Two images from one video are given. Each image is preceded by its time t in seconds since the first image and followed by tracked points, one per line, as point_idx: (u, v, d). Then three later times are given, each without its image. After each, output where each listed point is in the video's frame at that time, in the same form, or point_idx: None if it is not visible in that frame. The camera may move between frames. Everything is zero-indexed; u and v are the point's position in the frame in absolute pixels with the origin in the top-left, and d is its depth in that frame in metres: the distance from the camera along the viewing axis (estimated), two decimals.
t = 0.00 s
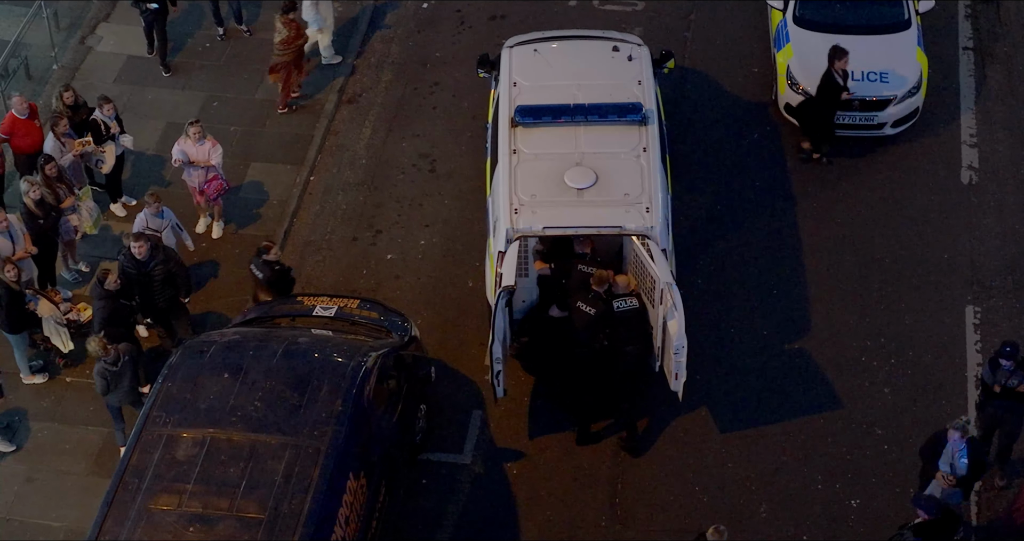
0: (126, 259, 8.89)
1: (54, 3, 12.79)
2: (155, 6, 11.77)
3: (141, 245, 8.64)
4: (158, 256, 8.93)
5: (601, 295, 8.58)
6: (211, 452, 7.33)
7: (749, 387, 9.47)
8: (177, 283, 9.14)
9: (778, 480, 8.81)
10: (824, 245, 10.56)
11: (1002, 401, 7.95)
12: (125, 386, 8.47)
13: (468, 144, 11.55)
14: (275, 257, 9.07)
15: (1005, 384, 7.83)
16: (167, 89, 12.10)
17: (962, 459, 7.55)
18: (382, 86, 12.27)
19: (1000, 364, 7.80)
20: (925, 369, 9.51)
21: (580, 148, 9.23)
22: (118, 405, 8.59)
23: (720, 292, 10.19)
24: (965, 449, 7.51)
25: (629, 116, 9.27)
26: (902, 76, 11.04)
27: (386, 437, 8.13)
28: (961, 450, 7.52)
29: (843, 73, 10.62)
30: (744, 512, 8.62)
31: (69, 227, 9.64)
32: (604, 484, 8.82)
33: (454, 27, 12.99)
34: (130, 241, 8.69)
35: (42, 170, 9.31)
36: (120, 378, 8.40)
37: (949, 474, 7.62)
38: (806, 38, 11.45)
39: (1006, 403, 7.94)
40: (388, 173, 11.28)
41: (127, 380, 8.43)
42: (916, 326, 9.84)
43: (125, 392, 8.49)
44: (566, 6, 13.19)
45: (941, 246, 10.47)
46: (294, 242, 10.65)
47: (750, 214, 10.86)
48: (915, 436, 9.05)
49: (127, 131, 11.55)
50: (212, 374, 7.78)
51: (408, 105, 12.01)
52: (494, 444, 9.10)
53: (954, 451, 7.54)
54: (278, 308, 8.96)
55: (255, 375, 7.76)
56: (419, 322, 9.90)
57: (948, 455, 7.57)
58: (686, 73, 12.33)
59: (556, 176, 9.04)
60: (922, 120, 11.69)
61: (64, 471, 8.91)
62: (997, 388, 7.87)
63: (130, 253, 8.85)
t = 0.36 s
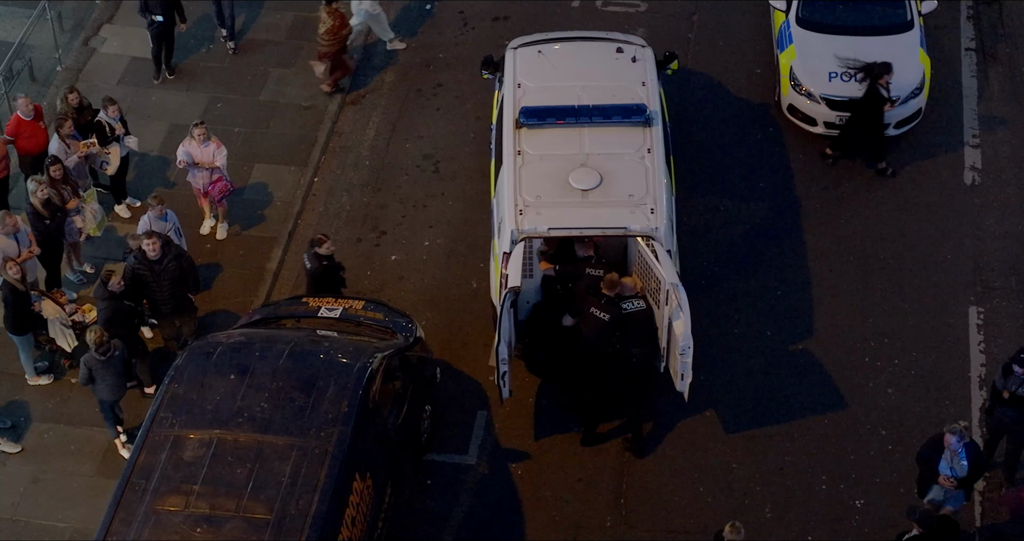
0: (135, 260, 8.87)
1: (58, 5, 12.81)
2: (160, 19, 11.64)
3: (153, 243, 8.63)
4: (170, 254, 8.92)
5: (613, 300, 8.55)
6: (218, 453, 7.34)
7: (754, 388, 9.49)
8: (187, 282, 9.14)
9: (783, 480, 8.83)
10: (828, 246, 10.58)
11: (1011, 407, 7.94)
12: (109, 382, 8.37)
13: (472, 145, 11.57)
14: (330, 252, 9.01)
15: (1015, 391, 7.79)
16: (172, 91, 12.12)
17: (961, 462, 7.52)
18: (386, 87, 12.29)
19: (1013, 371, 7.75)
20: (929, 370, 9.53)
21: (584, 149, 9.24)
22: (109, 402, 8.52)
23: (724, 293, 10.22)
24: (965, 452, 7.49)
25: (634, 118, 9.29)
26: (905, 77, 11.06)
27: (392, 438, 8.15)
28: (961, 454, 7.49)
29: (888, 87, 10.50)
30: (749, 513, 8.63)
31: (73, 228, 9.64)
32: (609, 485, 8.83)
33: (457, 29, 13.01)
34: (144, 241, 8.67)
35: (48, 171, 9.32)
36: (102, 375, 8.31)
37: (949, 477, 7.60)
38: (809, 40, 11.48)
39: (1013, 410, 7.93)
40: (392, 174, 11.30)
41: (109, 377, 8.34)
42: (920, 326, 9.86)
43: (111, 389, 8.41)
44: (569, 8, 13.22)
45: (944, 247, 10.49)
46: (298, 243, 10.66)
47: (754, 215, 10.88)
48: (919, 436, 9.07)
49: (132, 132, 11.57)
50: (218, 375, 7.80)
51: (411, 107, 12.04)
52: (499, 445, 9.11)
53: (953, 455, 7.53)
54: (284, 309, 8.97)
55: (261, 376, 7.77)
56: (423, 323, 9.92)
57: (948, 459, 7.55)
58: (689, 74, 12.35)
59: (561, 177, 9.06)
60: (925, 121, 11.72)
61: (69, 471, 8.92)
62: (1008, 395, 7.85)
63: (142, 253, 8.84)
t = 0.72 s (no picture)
0: (147, 263, 8.84)
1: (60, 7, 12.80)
2: (162, 40, 11.26)
3: (169, 245, 8.62)
4: (185, 253, 8.92)
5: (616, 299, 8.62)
6: (222, 456, 7.34)
7: (756, 390, 9.50)
8: (200, 284, 9.15)
9: (786, 481, 8.84)
10: (829, 247, 10.59)
11: (1016, 413, 7.93)
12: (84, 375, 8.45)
13: (474, 147, 11.57)
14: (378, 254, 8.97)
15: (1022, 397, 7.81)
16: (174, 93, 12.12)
17: (967, 466, 7.57)
18: (387, 89, 12.29)
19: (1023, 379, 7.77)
20: (931, 371, 9.54)
21: (586, 151, 9.25)
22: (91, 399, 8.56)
23: (726, 294, 10.23)
24: (971, 455, 7.53)
25: (636, 120, 9.29)
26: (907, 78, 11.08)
27: (395, 440, 8.16)
28: (966, 458, 7.54)
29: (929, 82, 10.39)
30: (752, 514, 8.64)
31: (77, 231, 9.57)
32: (612, 487, 8.84)
33: (459, 30, 13.01)
34: (161, 242, 8.65)
35: (53, 174, 9.35)
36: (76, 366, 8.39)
37: (955, 481, 7.63)
38: (810, 41, 11.49)
39: (1018, 415, 7.93)
40: (393, 176, 11.30)
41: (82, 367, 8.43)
42: (922, 328, 9.87)
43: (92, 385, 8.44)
44: (570, 9, 13.22)
45: (946, 248, 10.50)
46: (300, 245, 10.67)
47: (755, 216, 10.89)
48: (922, 438, 9.08)
49: (134, 134, 11.57)
50: (222, 378, 7.80)
51: (413, 109, 12.04)
52: (502, 446, 9.12)
53: (959, 458, 7.56)
54: (287, 311, 8.98)
55: (265, 379, 7.78)
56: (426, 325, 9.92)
57: (954, 462, 7.58)
58: (690, 76, 12.36)
59: (564, 179, 9.07)
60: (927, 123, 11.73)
61: (73, 474, 8.93)
62: (1014, 401, 7.86)
63: (155, 254, 8.83)
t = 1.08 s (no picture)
0: (154, 267, 8.87)
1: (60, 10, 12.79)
2: (171, 58, 11.17)
3: (178, 247, 8.61)
4: (193, 253, 8.92)
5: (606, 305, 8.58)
6: (223, 461, 7.34)
7: (756, 394, 9.50)
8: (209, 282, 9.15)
9: (786, 486, 8.84)
10: (830, 251, 10.59)
11: (1012, 425, 7.96)
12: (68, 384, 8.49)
13: (474, 151, 11.57)
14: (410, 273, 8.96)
15: (1015, 408, 7.83)
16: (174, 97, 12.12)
17: (970, 473, 7.56)
18: (387, 93, 12.29)
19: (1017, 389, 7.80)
20: (932, 376, 9.54)
21: (587, 157, 9.25)
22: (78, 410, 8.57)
23: (726, 298, 10.22)
24: (972, 463, 7.53)
25: (636, 125, 9.29)
26: (907, 82, 11.08)
27: (395, 445, 8.15)
28: (970, 464, 7.53)
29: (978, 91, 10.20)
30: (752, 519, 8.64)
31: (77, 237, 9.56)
32: (612, 492, 8.83)
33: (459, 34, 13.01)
34: (170, 244, 8.63)
35: (53, 179, 9.35)
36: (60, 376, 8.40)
37: (955, 488, 7.64)
38: (810, 45, 11.49)
39: (1015, 428, 7.96)
40: (393, 180, 11.30)
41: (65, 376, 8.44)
42: (923, 332, 9.87)
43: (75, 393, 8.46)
44: (569, 13, 13.23)
45: (946, 252, 10.50)
46: (300, 250, 10.67)
47: (755, 220, 10.89)
48: (923, 443, 9.07)
49: (133, 138, 11.57)
50: (222, 383, 7.79)
51: (413, 112, 12.04)
52: (502, 451, 9.11)
53: (960, 465, 7.56)
54: (287, 316, 8.98)
55: (265, 384, 7.77)
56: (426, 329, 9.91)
57: (956, 470, 7.58)
58: (690, 79, 12.37)
59: (564, 184, 9.07)
60: (926, 126, 11.73)
61: (73, 479, 8.92)
62: (1009, 412, 7.88)
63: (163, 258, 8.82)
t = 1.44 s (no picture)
0: (153, 269, 8.87)
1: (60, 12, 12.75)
2: (183, 76, 11.08)
3: (179, 250, 8.62)
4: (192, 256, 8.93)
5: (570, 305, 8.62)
6: (223, 465, 7.34)
7: (756, 397, 9.50)
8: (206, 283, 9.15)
9: (786, 488, 8.85)
10: (828, 254, 10.60)
11: (999, 430, 7.93)
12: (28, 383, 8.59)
13: (474, 154, 11.58)
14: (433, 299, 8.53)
15: (1002, 412, 7.80)
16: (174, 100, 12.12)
17: (969, 476, 7.61)
18: (386, 95, 12.29)
19: (1002, 393, 7.79)
20: (931, 378, 9.55)
21: (586, 160, 9.26)
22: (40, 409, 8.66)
23: (726, 301, 10.23)
24: (971, 468, 7.58)
25: (636, 128, 9.30)
26: (906, 85, 11.09)
27: (396, 448, 8.16)
28: (969, 468, 7.58)
29: (1020, 103, 10.24)
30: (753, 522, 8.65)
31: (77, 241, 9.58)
32: (613, 494, 8.84)
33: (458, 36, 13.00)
34: (170, 247, 8.64)
35: (52, 183, 9.37)
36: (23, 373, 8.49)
37: (955, 491, 7.68)
38: (809, 47, 11.50)
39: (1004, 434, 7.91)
40: (393, 183, 11.31)
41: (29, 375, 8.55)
42: (922, 334, 9.88)
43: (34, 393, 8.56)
44: (568, 16, 13.24)
45: (945, 255, 10.51)
46: (300, 253, 10.67)
47: (754, 223, 10.90)
48: (922, 445, 9.08)
49: (133, 141, 11.58)
50: (222, 387, 7.80)
51: (412, 115, 12.04)
52: (502, 454, 9.12)
53: (959, 470, 7.60)
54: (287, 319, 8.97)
55: (265, 388, 7.77)
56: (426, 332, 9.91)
57: (955, 474, 7.62)
58: (689, 81, 12.38)
59: (563, 188, 9.08)
60: (926, 129, 11.74)
61: (72, 482, 8.92)
62: (995, 416, 7.85)
63: (164, 262, 8.82)
